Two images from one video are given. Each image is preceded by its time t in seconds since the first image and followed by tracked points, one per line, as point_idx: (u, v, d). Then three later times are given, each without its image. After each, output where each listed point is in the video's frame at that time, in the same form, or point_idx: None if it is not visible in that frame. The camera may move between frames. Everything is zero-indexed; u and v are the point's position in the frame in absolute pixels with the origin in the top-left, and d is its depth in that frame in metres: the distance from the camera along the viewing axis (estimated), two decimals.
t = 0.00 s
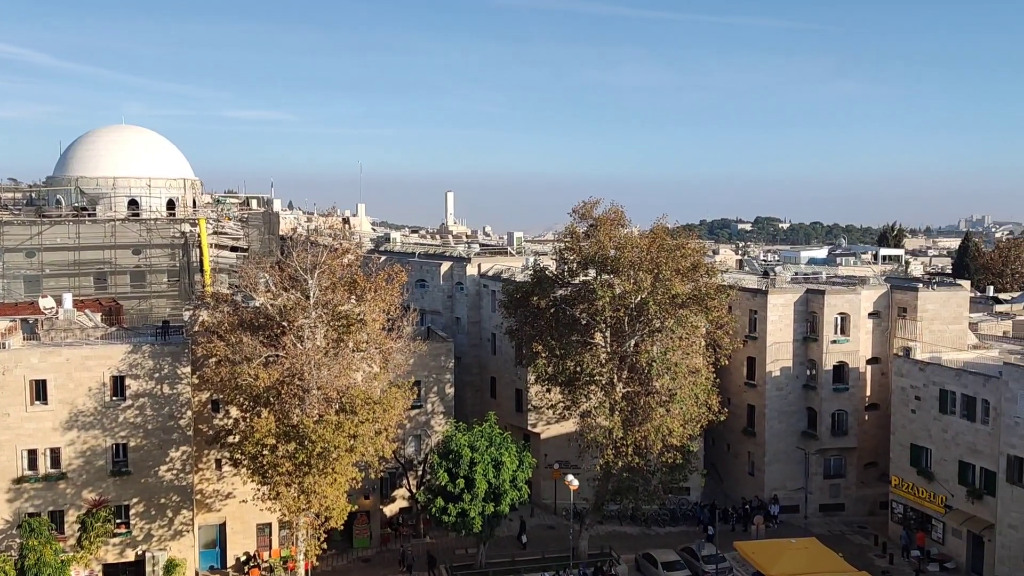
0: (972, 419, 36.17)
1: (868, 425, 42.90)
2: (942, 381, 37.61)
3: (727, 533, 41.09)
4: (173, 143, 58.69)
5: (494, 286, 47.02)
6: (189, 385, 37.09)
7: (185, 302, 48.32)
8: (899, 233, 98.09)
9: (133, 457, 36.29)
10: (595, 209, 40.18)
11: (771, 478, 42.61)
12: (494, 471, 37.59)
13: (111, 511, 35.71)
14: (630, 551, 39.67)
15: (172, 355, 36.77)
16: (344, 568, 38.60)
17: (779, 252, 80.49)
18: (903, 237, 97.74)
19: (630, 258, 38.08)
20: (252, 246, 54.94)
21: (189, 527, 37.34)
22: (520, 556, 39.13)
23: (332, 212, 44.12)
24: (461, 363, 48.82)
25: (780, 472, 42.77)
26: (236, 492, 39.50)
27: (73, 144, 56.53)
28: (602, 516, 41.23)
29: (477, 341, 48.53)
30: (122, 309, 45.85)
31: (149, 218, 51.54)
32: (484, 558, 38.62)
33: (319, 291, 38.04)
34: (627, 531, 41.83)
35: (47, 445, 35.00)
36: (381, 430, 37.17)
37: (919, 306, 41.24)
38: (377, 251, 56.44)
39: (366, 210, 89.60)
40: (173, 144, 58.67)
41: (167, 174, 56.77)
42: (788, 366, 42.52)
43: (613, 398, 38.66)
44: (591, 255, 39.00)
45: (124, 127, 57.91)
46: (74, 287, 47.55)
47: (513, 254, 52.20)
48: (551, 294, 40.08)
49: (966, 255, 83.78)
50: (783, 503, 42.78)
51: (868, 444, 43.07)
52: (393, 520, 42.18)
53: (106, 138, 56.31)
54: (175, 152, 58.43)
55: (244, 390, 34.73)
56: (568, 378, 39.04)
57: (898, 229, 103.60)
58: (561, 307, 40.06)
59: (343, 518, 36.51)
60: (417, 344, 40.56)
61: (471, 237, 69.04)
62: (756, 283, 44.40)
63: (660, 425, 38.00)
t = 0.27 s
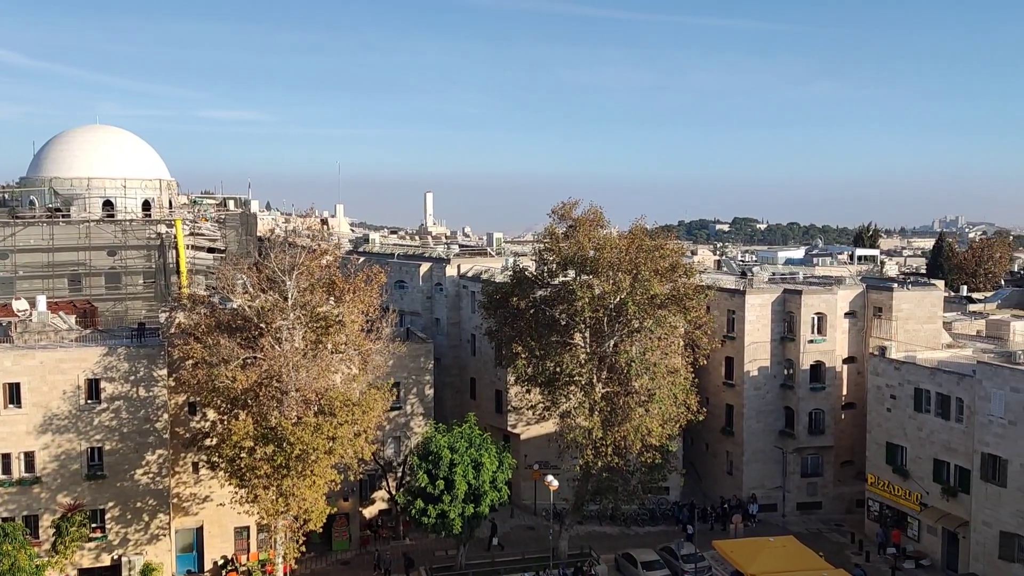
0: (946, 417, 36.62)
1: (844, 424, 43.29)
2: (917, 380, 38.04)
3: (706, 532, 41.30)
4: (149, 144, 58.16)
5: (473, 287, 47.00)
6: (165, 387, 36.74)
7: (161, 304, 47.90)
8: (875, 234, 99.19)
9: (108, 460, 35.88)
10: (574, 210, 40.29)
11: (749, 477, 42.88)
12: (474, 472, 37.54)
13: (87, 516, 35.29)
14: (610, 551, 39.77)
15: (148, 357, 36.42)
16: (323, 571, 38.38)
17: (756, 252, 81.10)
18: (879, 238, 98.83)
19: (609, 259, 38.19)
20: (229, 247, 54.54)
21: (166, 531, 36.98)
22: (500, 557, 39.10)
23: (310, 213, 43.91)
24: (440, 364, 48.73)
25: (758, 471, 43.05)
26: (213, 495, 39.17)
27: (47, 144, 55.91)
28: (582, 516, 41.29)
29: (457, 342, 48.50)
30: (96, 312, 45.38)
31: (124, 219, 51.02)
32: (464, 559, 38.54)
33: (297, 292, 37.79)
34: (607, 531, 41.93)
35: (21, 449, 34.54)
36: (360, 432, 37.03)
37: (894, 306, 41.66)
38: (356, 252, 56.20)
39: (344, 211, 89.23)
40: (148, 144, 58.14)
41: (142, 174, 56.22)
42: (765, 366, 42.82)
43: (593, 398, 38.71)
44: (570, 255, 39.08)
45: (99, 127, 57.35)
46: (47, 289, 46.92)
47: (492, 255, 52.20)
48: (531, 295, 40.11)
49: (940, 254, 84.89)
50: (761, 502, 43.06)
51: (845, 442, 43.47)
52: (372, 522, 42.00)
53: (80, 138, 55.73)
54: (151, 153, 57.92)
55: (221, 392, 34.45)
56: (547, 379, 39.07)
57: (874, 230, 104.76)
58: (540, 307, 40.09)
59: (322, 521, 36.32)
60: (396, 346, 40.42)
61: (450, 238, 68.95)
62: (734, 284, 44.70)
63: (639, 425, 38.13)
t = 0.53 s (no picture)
0: (922, 415, 37.03)
1: (822, 423, 43.65)
2: (893, 379, 38.44)
3: (685, 532, 41.50)
4: (125, 144, 57.60)
5: (453, 288, 46.95)
6: (141, 390, 36.38)
7: (136, 306, 47.50)
8: (851, 234, 100.19)
9: (84, 464, 35.47)
10: (554, 211, 40.35)
11: (728, 477, 43.13)
12: (454, 473, 37.45)
13: (62, 520, 34.85)
14: (590, 551, 39.85)
15: (124, 360, 36.06)
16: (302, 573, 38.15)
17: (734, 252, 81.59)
18: (855, 238, 99.84)
19: (588, 259, 38.27)
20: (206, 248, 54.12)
21: (143, 534, 36.60)
22: (480, 558, 39.05)
23: (288, 214, 43.65)
24: (420, 365, 48.64)
25: (737, 470, 43.31)
26: (191, 499, 38.83)
27: (21, 144, 55.25)
28: (562, 516, 41.33)
29: (437, 343, 48.45)
30: (71, 313, 44.83)
31: (99, 219, 50.45)
32: (445, 560, 38.45)
33: (276, 294, 37.52)
34: (587, 531, 42.01)
35: None
36: (340, 434, 36.86)
37: (870, 306, 42.06)
38: (335, 253, 55.94)
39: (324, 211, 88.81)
40: (124, 144, 57.58)
41: (118, 175, 55.64)
42: (744, 366, 43.10)
43: (573, 399, 38.71)
44: (550, 256, 39.13)
45: (74, 127, 56.72)
46: (22, 290, 46.89)
47: (472, 255, 52.16)
48: (511, 296, 40.12)
49: (915, 255, 85.76)
50: (740, 501, 43.32)
51: (822, 441, 43.83)
52: (352, 524, 41.84)
53: (55, 138, 55.11)
54: (127, 153, 57.35)
55: (199, 395, 34.16)
56: (528, 379, 39.06)
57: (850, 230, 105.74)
58: (520, 308, 40.09)
59: (301, 523, 36.10)
60: (375, 347, 40.28)
61: (430, 239, 68.83)
62: (712, 284, 44.97)
63: (619, 425, 38.23)
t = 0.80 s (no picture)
0: (899, 414, 37.37)
1: (801, 421, 43.97)
2: (870, 378, 38.76)
3: (666, 531, 41.65)
4: (101, 144, 57.06)
5: (434, 289, 46.89)
6: (119, 392, 36.02)
7: (113, 307, 46.98)
8: (829, 235, 101.11)
9: (61, 467, 35.07)
10: (535, 212, 40.37)
11: (708, 476, 43.34)
12: (435, 474, 37.35)
13: (38, 524, 34.41)
14: (571, 551, 39.90)
15: (101, 362, 35.71)
16: None
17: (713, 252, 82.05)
18: (833, 239, 100.76)
19: (569, 260, 38.30)
20: (184, 249, 53.70)
21: (121, 538, 36.20)
22: (462, 559, 38.98)
23: (268, 214, 43.39)
24: (400, 366, 48.52)
25: (716, 469, 43.53)
26: (169, 502, 38.50)
27: None
28: (543, 517, 41.36)
29: (418, 344, 48.42)
30: (46, 315, 44.23)
31: (75, 220, 49.88)
32: (426, 562, 38.33)
33: (255, 295, 37.29)
34: (568, 531, 42.07)
35: None
36: (320, 435, 36.67)
37: (848, 305, 42.42)
38: (314, 254, 55.68)
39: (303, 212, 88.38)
40: (100, 145, 57.04)
41: (94, 176, 55.13)
42: (723, 366, 43.31)
43: (554, 399, 38.73)
44: (531, 256, 39.15)
45: (49, 127, 56.09)
46: None
47: (453, 256, 52.11)
48: (492, 297, 40.12)
49: (891, 255, 86.61)
50: (720, 500, 43.54)
51: (801, 439, 44.14)
52: (332, 526, 41.73)
53: (30, 138, 54.46)
54: (104, 154, 56.81)
55: (177, 397, 33.87)
56: (509, 380, 39.03)
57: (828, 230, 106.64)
58: (501, 308, 40.07)
59: (280, 526, 35.88)
60: (356, 348, 40.15)
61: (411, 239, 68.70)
62: (692, 284, 45.21)
63: (600, 425, 38.31)
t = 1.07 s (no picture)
0: (877, 412, 37.69)
1: (781, 420, 44.25)
2: (850, 377, 39.06)
3: (648, 530, 41.79)
4: (78, 144, 56.52)
5: (416, 290, 46.84)
6: (97, 395, 35.66)
7: (91, 308, 46.20)
8: (809, 235, 102.07)
9: (38, 470, 34.69)
10: (517, 213, 40.40)
11: (689, 475, 43.53)
12: (417, 475, 37.26)
13: (15, 528, 34.00)
14: (553, 551, 39.95)
15: (79, 364, 35.37)
16: None
17: (694, 253, 82.42)
18: (813, 239, 101.61)
19: (551, 260, 38.34)
20: (163, 250, 53.33)
21: (99, 542, 35.82)
22: (444, 560, 38.92)
23: (248, 215, 43.14)
24: (382, 367, 48.40)
25: (698, 468, 43.74)
26: (148, 505, 38.18)
27: None
28: (525, 517, 41.40)
29: (400, 345, 48.37)
30: (23, 316, 43.57)
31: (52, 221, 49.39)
32: (408, 563, 38.22)
33: (235, 296, 37.11)
34: (550, 531, 42.12)
35: None
36: (301, 437, 36.49)
37: (828, 305, 42.77)
38: (295, 255, 55.42)
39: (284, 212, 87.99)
40: (78, 144, 56.50)
41: (72, 176, 54.65)
42: (704, 365, 43.54)
43: (536, 399, 38.74)
44: (513, 257, 39.18)
45: (26, 127, 55.47)
46: None
47: (435, 256, 52.06)
48: (474, 297, 40.09)
49: (870, 255, 87.36)
50: (701, 499, 43.74)
51: (781, 438, 44.42)
52: (313, 529, 41.50)
53: (5, 138, 53.81)
54: (81, 153, 56.25)
55: (156, 399, 33.60)
56: (491, 380, 38.97)
57: (808, 231, 107.44)
58: (483, 309, 40.06)
59: (261, 528, 35.62)
60: (337, 349, 40.01)
61: (393, 240, 68.56)
62: (673, 284, 45.43)
63: (581, 425, 38.37)
